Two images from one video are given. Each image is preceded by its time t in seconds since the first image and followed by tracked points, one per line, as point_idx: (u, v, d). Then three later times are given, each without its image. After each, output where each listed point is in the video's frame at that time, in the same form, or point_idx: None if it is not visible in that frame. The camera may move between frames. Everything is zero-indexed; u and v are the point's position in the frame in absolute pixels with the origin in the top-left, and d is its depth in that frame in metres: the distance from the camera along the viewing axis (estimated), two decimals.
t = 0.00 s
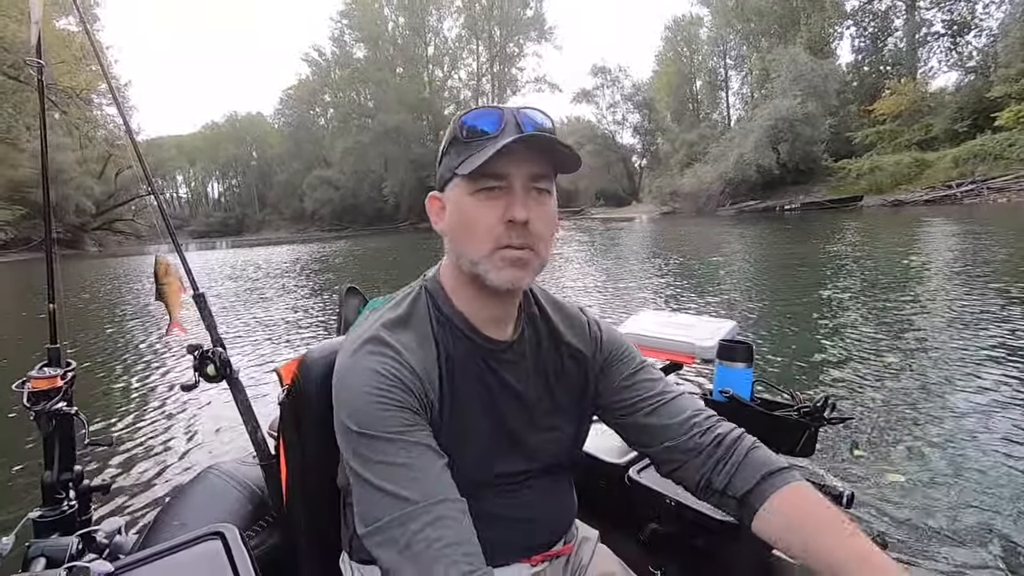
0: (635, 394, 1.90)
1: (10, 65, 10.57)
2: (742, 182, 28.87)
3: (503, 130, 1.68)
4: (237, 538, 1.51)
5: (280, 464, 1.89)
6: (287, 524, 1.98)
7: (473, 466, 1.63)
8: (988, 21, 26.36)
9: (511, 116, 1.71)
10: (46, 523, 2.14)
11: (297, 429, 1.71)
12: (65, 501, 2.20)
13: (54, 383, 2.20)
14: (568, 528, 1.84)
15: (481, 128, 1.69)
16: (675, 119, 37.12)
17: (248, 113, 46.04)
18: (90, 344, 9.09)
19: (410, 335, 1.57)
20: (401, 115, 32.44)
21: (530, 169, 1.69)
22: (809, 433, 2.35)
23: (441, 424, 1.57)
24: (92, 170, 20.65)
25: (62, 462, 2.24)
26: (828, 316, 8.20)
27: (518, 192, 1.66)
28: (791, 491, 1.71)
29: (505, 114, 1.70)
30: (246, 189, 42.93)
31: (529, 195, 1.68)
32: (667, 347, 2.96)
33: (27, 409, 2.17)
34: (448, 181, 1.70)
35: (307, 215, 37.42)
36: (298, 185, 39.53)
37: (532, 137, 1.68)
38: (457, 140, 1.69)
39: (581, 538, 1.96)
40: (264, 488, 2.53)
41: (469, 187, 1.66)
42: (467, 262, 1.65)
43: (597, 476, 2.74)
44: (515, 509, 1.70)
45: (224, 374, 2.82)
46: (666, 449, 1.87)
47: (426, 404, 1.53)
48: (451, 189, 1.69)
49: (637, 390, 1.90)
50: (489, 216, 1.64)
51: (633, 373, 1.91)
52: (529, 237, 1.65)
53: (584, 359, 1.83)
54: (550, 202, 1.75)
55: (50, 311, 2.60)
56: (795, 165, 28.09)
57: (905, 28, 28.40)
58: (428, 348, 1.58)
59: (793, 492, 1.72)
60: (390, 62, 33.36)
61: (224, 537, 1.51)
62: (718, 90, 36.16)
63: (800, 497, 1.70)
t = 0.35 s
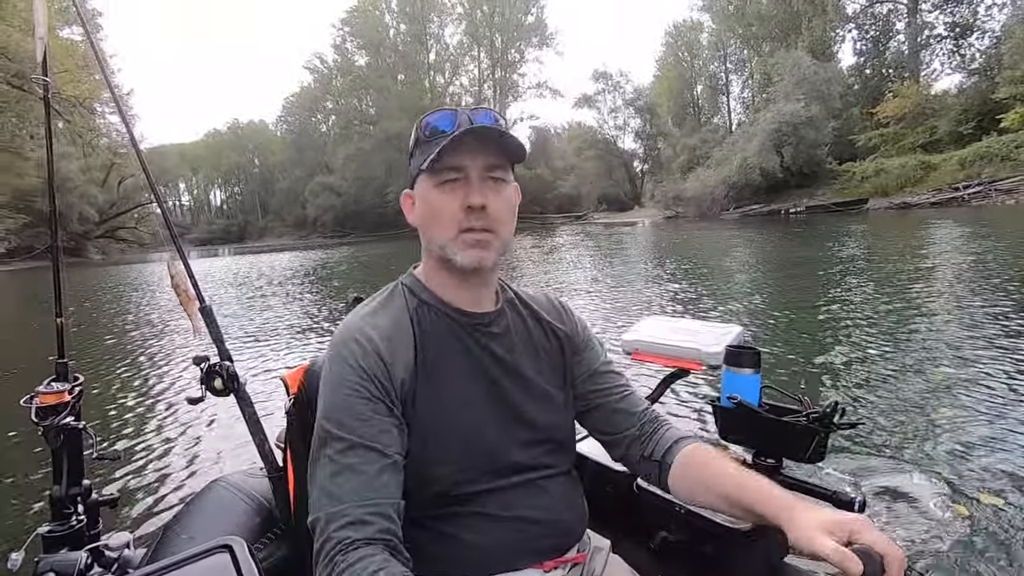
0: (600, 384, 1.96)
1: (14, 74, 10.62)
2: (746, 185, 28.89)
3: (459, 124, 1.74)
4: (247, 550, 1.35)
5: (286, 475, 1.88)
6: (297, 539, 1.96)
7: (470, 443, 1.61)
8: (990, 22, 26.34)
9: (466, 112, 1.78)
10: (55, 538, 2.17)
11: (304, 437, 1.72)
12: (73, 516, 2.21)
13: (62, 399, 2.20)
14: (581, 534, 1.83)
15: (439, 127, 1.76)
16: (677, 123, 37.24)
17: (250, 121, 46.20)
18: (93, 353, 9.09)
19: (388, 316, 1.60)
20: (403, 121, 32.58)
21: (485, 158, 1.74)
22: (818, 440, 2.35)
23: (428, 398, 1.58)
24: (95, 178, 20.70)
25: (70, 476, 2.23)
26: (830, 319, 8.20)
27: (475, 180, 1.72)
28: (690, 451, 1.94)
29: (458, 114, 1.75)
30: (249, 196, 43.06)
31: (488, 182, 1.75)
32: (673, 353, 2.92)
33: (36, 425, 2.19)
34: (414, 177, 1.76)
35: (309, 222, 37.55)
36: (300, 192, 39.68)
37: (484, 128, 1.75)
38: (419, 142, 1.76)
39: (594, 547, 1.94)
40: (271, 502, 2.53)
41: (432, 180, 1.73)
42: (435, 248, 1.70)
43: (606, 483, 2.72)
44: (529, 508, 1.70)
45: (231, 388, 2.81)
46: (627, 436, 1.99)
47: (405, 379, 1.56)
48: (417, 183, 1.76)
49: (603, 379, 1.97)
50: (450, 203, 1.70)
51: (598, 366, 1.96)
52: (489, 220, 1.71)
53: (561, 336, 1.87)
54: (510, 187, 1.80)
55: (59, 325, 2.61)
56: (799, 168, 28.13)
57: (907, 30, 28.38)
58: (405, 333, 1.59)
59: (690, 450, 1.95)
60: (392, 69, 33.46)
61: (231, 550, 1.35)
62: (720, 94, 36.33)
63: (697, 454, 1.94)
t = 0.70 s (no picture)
0: (588, 401, 2.08)
1: (12, 74, 10.56)
2: (748, 185, 28.94)
3: (454, 137, 1.77)
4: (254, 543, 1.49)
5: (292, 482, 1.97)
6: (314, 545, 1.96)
7: (467, 438, 1.59)
8: (991, 22, 26.32)
9: (463, 126, 1.82)
10: (72, 543, 2.19)
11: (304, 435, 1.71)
12: (91, 521, 2.24)
13: (80, 404, 2.20)
14: (587, 535, 1.82)
15: (437, 137, 1.78)
16: (677, 123, 37.30)
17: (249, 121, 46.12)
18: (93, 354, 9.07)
19: (382, 313, 1.60)
20: (403, 121, 32.55)
21: (475, 171, 1.76)
22: (835, 444, 2.30)
23: (424, 391, 1.57)
24: (94, 178, 20.64)
25: (88, 482, 2.26)
26: (831, 320, 8.21)
27: (465, 192, 1.74)
28: (629, 450, 2.05)
29: (454, 125, 1.78)
30: (248, 197, 43.05)
31: (479, 194, 1.76)
32: (684, 358, 2.90)
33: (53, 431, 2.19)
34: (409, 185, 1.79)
35: (308, 222, 37.49)
36: (300, 192, 39.65)
37: (478, 143, 1.77)
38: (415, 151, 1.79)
39: (599, 550, 1.89)
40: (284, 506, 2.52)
41: (425, 189, 1.75)
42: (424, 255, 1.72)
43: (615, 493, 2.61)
44: (538, 505, 1.69)
45: (241, 394, 2.80)
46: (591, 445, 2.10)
47: (397, 372, 1.54)
48: (413, 191, 1.78)
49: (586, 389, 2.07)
50: (440, 211, 1.72)
51: (583, 384, 2.05)
52: (475, 230, 1.72)
53: (553, 340, 1.89)
54: (501, 199, 1.81)
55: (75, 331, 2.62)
56: (801, 168, 28.21)
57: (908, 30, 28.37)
58: (391, 328, 1.57)
59: (629, 449, 2.06)
60: (391, 69, 33.36)
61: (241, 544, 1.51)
62: (719, 95, 36.41)
63: (638, 453, 2.04)
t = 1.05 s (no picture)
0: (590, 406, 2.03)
1: None
2: (745, 184, 29.05)
3: (476, 173, 1.66)
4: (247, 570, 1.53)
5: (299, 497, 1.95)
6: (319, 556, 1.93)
7: (465, 463, 1.57)
8: (988, 23, 26.40)
9: (485, 159, 1.70)
10: (80, 563, 2.21)
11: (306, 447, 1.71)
12: (99, 541, 2.27)
13: (89, 423, 2.23)
14: (589, 547, 1.79)
15: (457, 166, 1.68)
16: (673, 122, 37.40)
17: (242, 114, 45.72)
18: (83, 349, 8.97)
19: (381, 341, 1.57)
20: (398, 116, 32.34)
21: (497, 213, 1.64)
22: (850, 455, 2.33)
23: (422, 420, 1.55)
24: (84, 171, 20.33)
25: (96, 502, 2.27)
26: (828, 323, 8.20)
27: (484, 233, 1.62)
28: (618, 458, 2.05)
29: (476, 158, 1.69)
30: (241, 191, 42.72)
31: (496, 233, 1.65)
32: (693, 369, 2.91)
33: (63, 450, 2.21)
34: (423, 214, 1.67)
35: (302, 218, 37.18)
36: (293, 187, 39.42)
37: (502, 182, 1.68)
38: (432, 179, 1.68)
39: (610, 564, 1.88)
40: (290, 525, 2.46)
41: (441, 222, 1.62)
42: (435, 290, 1.63)
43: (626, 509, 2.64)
44: (536, 518, 1.67)
45: (248, 412, 2.77)
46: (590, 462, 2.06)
47: (394, 406, 1.53)
48: (427, 221, 1.66)
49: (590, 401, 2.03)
50: (456, 249, 1.61)
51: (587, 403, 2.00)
52: (490, 272, 1.63)
53: (558, 365, 1.86)
54: (520, 237, 1.70)
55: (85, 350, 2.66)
56: (797, 168, 28.32)
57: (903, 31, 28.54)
58: (387, 361, 1.54)
59: (621, 457, 2.06)
60: (386, 64, 33.10)
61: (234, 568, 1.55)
62: (715, 94, 36.55)
63: (626, 463, 2.05)
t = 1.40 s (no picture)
0: (609, 425, 1.97)
1: None
2: (742, 179, 29.09)
3: (497, 178, 1.62)
4: (258, 564, 1.46)
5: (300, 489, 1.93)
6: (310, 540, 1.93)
7: (471, 473, 1.57)
8: (984, 22, 26.46)
9: (507, 161, 1.66)
10: (72, 549, 2.19)
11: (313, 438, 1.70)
12: (92, 527, 2.25)
13: (82, 409, 2.21)
14: (583, 537, 1.80)
15: (479, 167, 1.64)
16: (669, 117, 37.44)
17: (234, 104, 45.28)
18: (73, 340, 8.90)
19: (391, 346, 1.55)
20: (392, 108, 32.10)
21: (520, 220, 1.59)
22: (838, 447, 2.30)
23: (434, 428, 1.54)
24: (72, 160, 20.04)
25: (89, 488, 2.26)
26: (822, 320, 8.23)
27: (505, 241, 1.58)
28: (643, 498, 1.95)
29: (499, 160, 1.65)
30: (233, 182, 42.39)
31: (515, 240, 1.60)
32: (686, 361, 2.89)
33: (55, 436, 2.19)
34: (439, 216, 1.62)
35: (295, 209, 36.95)
36: (286, 178, 39.14)
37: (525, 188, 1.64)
38: (451, 179, 1.64)
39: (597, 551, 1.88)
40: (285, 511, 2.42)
41: (460, 227, 1.57)
42: (448, 296, 1.59)
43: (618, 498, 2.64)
44: (533, 514, 1.68)
45: (242, 399, 2.73)
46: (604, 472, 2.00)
47: (409, 414, 1.52)
48: (442, 224, 1.61)
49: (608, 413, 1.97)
50: (473, 258, 1.57)
51: (601, 404, 1.94)
52: (509, 281, 1.58)
53: (570, 369, 1.83)
54: (541, 245, 1.66)
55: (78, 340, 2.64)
56: (794, 164, 28.43)
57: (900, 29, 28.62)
58: (401, 369, 1.53)
59: (644, 496, 1.95)
60: (380, 54, 32.74)
61: (244, 560, 1.48)
62: (711, 89, 36.61)
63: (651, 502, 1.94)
